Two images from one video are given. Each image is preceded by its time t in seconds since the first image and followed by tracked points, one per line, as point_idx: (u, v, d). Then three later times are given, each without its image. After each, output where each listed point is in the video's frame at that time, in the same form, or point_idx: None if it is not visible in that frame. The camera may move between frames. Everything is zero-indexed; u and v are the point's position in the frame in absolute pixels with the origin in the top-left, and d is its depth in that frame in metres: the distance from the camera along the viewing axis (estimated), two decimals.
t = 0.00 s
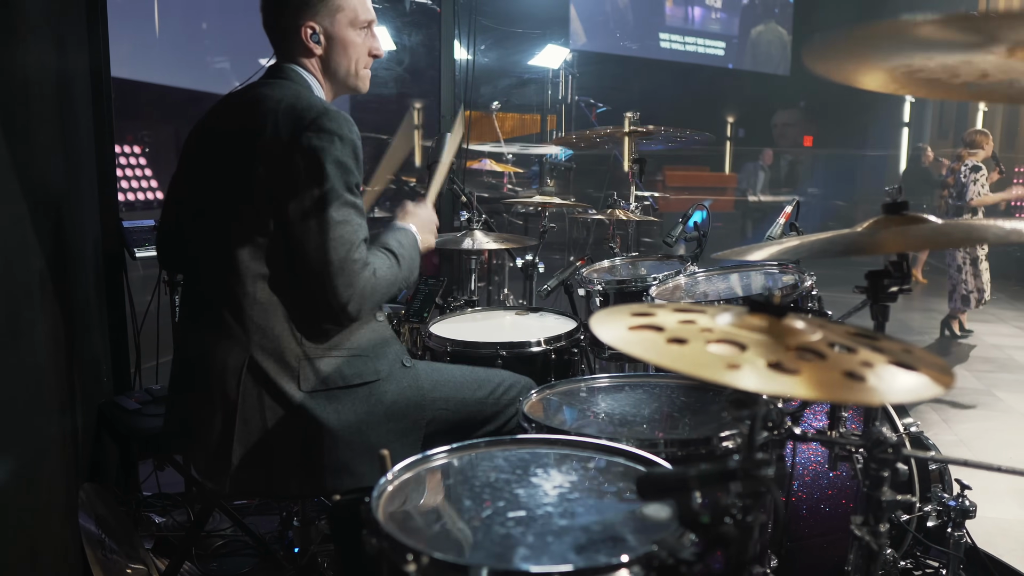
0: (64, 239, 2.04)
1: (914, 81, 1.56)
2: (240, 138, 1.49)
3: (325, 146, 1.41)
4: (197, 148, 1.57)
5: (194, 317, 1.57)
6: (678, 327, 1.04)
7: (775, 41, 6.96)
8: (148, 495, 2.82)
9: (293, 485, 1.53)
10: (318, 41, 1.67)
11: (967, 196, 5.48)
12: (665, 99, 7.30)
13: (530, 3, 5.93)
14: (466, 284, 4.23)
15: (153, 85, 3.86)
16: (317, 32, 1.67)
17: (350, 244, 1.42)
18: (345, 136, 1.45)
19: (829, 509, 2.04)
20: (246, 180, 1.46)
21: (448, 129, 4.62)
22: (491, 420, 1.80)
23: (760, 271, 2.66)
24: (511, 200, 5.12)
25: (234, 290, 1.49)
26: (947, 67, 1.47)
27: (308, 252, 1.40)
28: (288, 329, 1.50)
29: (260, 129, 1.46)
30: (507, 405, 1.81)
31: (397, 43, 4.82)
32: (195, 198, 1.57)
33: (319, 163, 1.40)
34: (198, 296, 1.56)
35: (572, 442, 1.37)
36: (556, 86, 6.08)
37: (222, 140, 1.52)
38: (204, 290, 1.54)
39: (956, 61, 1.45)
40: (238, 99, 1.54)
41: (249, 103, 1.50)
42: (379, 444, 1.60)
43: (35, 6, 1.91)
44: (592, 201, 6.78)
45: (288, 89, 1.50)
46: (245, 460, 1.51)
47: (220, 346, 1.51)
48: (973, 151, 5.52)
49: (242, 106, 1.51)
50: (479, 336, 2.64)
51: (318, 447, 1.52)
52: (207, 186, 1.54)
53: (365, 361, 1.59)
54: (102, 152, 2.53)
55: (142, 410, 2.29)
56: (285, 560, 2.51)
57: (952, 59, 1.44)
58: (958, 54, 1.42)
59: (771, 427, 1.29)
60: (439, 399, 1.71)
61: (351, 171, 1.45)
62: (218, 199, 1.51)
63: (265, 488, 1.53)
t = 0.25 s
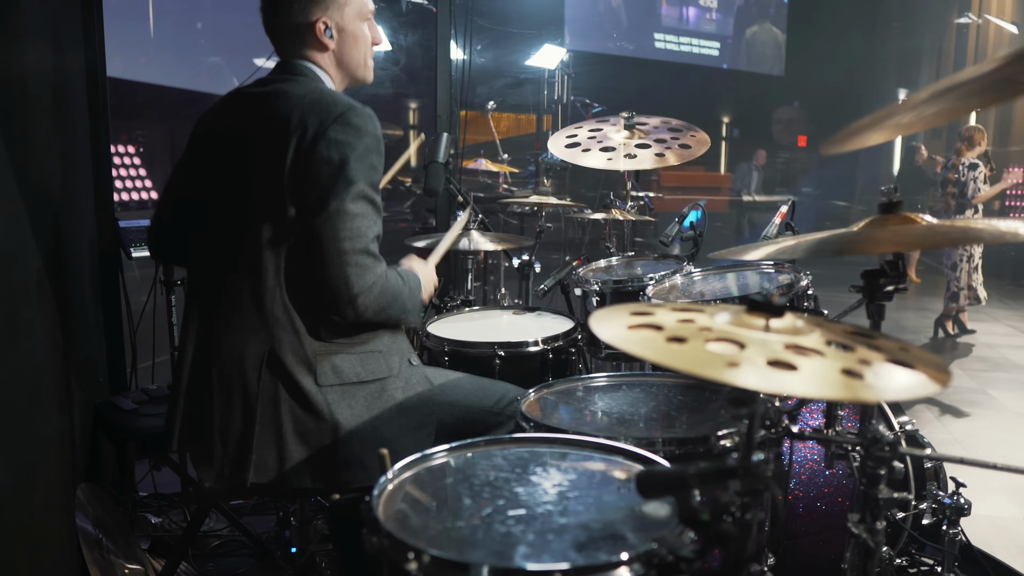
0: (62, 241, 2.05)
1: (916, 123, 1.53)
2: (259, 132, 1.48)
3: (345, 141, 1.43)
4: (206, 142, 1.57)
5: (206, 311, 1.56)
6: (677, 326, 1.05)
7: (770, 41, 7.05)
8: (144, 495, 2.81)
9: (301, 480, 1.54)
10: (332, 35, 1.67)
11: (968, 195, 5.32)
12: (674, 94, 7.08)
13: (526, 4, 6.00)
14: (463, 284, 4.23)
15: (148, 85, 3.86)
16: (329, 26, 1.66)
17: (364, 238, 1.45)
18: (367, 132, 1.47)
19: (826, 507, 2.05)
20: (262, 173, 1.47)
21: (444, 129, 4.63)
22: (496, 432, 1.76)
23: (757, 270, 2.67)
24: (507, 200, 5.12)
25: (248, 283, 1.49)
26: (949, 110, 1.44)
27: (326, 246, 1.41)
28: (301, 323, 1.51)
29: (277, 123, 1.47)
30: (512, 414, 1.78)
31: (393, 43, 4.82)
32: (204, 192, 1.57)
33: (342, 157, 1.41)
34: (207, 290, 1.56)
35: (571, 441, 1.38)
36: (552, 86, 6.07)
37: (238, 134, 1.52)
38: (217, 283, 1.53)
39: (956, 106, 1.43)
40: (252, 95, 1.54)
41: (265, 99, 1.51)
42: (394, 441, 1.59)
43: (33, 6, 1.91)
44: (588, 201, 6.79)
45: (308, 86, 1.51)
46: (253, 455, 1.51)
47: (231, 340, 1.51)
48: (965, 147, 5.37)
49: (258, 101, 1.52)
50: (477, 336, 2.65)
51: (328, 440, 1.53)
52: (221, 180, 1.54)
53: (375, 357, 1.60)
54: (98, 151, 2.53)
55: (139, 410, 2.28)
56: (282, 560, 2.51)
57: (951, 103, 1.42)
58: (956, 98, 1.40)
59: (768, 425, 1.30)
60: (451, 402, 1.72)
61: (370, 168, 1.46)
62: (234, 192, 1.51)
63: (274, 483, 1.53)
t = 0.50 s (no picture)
0: (59, 243, 2.05)
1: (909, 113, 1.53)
2: (237, 142, 1.48)
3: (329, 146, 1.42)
4: (190, 154, 1.56)
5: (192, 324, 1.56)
6: (677, 325, 1.05)
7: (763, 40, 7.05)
8: (140, 496, 2.80)
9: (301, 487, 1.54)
10: (330, 35, 1.70)
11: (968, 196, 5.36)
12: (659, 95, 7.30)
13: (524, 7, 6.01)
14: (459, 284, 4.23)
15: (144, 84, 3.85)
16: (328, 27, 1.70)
17: (360, 242, 1.43)
18: (345, 136, 1.45)
19: (821, 506, 2.06)
20: (247, 183, 1.46)
21: (440, 129, 4.63)
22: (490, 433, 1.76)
23: (753, 270, 2.68)
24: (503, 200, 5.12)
25: (237, 294, 1.48)
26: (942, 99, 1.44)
27: (321, 252, 1.40)
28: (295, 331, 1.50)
29: (259, 132, 1.46)
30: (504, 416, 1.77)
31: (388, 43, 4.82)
32: (191, 203, 1.56)
33: (321, 165, 1.39)
34: (197, 302, 1.55)
35: (569, 440, 1.38)
36: (548, 86, 6.07)
37: (217, 145, 1.51)
38: (204, 295, 1.53)
39: (950, 98, 1.44)
40: (231, 103, 1.53)
41: (245, 107, 1.50)
42: (383, 443, 1.61)
43: (29, 6, 1.91)
44: (584, 201, 6.80)
45: (284, 91, 1.50)
46: (253, 464, 1.52)
47: (224, 352, 1.51)
48: (963, 150, 5.35)
49: (237, 109, 1.50)
50: (474, 335, 2.65)
51: (325, 447, 1.53)
52: (204, 191, 1.53)
53: (366, 362, 1.60)
54: (93, 151, 2.52)
55: (136, 411, 2.27)
56: (278, 560, 2.50)
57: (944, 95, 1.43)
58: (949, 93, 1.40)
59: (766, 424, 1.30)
60: (439, 408, 1.72)
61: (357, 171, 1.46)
62: (217, 204, 1.50)
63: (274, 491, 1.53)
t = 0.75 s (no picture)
0: (56, 246, 2.06)
1: (899, 83, 1.54)
2: (230, 141, 1.48)
3: (311, 142, 1.42)
4: (188, 153, 1.58)
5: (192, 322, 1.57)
6: (676, 325, 1.06)
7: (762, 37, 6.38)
8: (137, 497, 2.78)
9: (296, 484, 1.54)
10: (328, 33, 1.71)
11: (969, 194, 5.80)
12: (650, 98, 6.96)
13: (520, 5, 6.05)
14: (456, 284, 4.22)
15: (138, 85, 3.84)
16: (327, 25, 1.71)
17: (308, 244, 1.41)
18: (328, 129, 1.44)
19: (817, 505, 2.07)
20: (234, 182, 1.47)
21: (436, 129, 4.62)
22: (486, 432, 1.75)
23: (750, 269, 2.69)
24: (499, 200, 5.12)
25: (229, 292, 1.50)
26: (933, 72, 1.45)
27: (273, 255, 1.39)
28: (274, 330, 1.50)
29: (246, 130, 1.46)
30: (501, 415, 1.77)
31: (384, 43, 4.80)
32: (187, 204, 1.59)
33: (296, 158, 1.40)
34: (194, 299, 1.57)
35: (566, 439, 1.39)
36: (543, 86, 6.13)
37: (212, 145, 1.52)
38: (204, 293, 1.55)
39: (940, 72, 1.46)
40: (229, 102, 1.54)
41: (240, 106, 1.50)
42: (382, 443, 1.60)
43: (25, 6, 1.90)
44: (579, 201, 6.81)
45: (275, 89, 1.51)
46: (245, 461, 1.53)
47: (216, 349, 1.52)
48: (961, 149, 5.87)
49: (232, 108, 1.52)
50: (470, 335, 2.65)
51: (318, 446, 1.53)
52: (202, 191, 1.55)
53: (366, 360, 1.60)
54: (88, 152, 2.51)
55: (131, 411, 2.26)
56: (276, 560, 2.49)
57: (936, 69, 1.44)
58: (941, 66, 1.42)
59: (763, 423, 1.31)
60: (440, 408, 1.70)
61: (332, 168, 1.44)
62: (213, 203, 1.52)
63: (268, 488, 1.54)
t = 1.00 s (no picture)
0: (52, 243, 2.06)
1: (896, 92, 1.57)
2: (237, 135, 1.48)
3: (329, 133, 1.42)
4: (195, 144, 1.57)
5: (191, 316, 1.56)
6: (675, 325, 1.06)
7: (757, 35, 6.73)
8: (133, 497, 2.78)
9: (292, 482, 1.54)
10: (308, 37, 1.67)
11: (962, 196, 5.40)
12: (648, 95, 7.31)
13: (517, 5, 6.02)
14: (452, 284, 4.23)
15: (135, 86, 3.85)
16: (307, 28, 1.66)
17: (354, 223, 1.42)
18: (340, 125, 1.44)
19: (812, 503, 2.07)
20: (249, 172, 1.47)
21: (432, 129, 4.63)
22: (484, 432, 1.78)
23: (746, 268, 2.70)
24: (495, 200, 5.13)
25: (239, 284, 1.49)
26: (929, 81, 1.47)
27: (315, 236, 1.40)
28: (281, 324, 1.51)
29: (259, 121, 1.46)
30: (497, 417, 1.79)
31: (380, 43, 4.80)
32: (195, 195, 1.58)
33: (310, 152, 1.39)
34: (197, 292, 1.56)
35: (565, 439, 1.39)
36: (540, 86, 6.12)
37: (218, 138, 1.52)
38: (204, 286, 1.54)
39: (937, 82, 1.47)
40: (233, 95, 1.53)
41: (246, 100, 1.50)
42: (377, 443, 1.59)
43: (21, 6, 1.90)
44: (575, 201, 6.82)
45: (282, 83, 1.50)
46: (245, 456, 1.52)
47: (221, 342, 1.51)
48: (955, 150, 5.44)
49: (240, 101, 1.51)
50: (467, 335, 2.65)
51: (316, 444, 1.53)
52: (207, 185, 1.55)
53: (366, 359, 1.58)
54: (85, 152, 2.51)
55: (128, 412, 2.26)
56: (272, 560, 2.50)
57: (933, 79, 1.45)
58: (938, 77, 1.43)
59: (761, 422, 1.31)
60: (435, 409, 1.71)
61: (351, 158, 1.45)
62: (220, 196, 1.52)
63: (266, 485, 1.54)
